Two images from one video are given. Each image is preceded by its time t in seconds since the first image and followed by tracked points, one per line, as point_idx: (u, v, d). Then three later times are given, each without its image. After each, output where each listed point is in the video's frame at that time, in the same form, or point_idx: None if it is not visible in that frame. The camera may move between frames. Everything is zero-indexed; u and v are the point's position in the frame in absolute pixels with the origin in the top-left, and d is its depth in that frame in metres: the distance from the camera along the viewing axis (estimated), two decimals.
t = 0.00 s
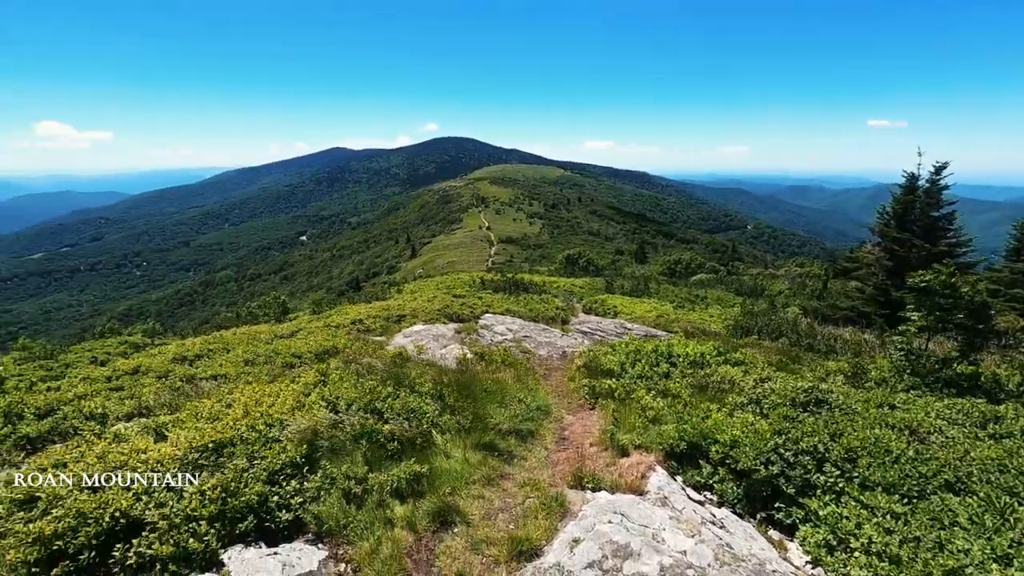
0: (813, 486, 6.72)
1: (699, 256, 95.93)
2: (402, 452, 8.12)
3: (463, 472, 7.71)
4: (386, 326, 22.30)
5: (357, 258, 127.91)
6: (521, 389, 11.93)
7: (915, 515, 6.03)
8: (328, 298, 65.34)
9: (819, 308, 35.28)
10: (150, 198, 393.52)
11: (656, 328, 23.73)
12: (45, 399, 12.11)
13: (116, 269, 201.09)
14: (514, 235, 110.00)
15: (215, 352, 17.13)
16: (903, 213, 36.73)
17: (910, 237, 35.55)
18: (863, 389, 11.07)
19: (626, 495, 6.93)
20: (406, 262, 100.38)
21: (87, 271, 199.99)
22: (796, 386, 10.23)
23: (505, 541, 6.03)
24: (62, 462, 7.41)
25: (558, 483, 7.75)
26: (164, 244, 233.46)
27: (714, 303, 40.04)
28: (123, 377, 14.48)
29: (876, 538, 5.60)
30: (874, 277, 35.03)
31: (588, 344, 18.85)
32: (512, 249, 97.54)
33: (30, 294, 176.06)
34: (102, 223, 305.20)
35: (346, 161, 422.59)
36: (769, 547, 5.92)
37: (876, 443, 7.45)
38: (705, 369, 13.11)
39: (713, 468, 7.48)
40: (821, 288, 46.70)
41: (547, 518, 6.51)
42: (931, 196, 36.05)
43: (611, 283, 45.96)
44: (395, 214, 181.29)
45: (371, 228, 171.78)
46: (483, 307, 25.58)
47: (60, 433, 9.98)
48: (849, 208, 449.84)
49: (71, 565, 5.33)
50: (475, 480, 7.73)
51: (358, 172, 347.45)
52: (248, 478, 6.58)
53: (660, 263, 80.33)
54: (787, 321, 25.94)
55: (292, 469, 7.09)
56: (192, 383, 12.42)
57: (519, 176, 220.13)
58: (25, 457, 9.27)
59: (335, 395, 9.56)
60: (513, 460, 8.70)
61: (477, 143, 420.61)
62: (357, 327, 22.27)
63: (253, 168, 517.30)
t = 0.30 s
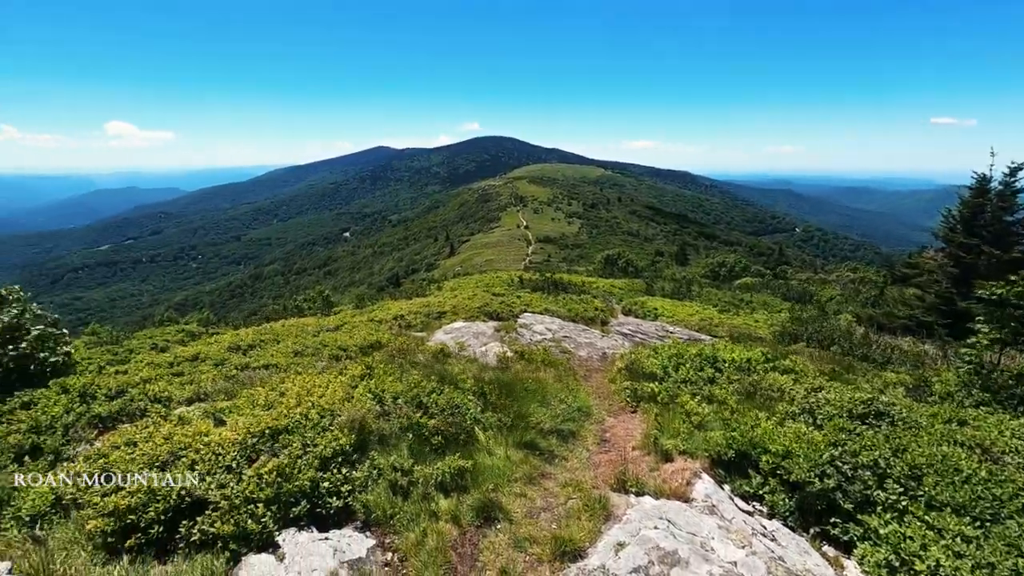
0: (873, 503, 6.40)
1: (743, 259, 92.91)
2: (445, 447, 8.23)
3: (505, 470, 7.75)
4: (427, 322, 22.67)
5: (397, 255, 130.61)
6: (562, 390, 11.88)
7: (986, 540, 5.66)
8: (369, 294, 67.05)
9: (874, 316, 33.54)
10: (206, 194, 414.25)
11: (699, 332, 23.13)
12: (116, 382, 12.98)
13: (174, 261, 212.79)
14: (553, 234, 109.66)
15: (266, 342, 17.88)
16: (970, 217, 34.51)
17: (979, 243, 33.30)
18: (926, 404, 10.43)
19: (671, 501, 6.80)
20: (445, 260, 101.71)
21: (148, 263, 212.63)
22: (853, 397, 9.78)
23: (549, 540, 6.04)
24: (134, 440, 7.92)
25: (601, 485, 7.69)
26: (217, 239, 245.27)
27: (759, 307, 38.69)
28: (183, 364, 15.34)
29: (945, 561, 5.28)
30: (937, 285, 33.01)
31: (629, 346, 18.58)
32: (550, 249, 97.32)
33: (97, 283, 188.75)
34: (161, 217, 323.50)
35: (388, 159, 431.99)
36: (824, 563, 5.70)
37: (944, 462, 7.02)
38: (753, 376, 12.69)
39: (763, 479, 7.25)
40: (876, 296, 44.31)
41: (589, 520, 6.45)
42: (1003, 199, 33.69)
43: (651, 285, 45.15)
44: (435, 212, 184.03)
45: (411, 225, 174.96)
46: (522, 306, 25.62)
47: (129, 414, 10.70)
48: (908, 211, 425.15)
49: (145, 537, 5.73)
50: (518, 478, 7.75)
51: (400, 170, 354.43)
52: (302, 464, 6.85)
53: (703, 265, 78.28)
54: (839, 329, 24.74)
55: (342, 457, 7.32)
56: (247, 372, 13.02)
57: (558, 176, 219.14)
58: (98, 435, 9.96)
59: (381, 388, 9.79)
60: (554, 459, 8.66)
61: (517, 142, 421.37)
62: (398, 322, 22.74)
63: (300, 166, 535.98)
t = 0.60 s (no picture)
0: (949, 527, 5.96)
1: (797, 263, 88.88)
2: (492, 444, 8.28)
3: (551, 471, 7.70)
4: (471, 319, 22.89)
5: (441, 252, 132.69)
6: (608, 392, 11.70)
7: None
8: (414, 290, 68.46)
9: (943, 326, 31.34)
10: (263, 191, 434.51)
11: (750, 337, 22.29)
12: (183, 367, 13.83)
13: (232, 255, 224.28)
14: (596, 234, 108.50)
15: (318, 335, 18.56)
16: None
17: None
18: (1006, 423, 9.61)
19: (723, 511, 6.59)
20: (487, 258, 102.48)
21: (209, 256, 225.12)
22: (924, 413, 9.14)
23: (597, 543, 5.97)
24: (200, 423, 8.42)
25: (650, 491, 7.51)
26: (272, 234, 256.77)
27: (815, 314, 36.86)
28: (243, 353, 16.15)
29: None
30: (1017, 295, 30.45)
31: (676, 349, 18.10)
32: (593, 248, 96.34)
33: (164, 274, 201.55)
34: (222, 213, 341.73)
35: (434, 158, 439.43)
36: None
37: None
38: (810, 386, 12.08)
39: (824, 495, 6.91)
40: (946, 305, 41.35)
41: (637, 526, 6.30)
42: None
43: (698, 287, 43.85)
44: (479, 210, 185.69)
45: (455, 223, 177.27)
46: (566, 306, 25.47)
47: (194, 397, 11.36)
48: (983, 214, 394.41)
49: (211, 515, 6.05)
50: (563, 479, 7.68)
51: (446, 169, 359.70)
52: (355, 454, 7.06)
53: (753, 268, 75.39)
54: (905, 339, 23.21)
55: (393, 448, 7.49)
56: (300, 363, 13.56)
57: (603, 175, 216.26)
58: (168, 416, 10.64)
59: (429, 383, 9.97)
60: (601, 462, 8.53)
61: (562, 142, 418.41)
62: (443, 319, 23.10)
63: (350, 164, 553.01)
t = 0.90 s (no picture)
0: None
1: (851, 267, 84.55)
2: (534, 446, 8.22)
3: (593, 476, 7.58)
4: (510, 319, 22.90)
5: (480, 251, 133.67)
6: (651, 397, 11.42)
7: None
8: (453, 288, 69.26)
9: (1017, 338, 29.05)
10: (310, 190, 450.10)
11: (800, 345, 21.32)
12: (236, 357, 14.50)
13: (281, 250, 233.59)
14: (637, 235, 106.60)
15: (362, 330, 19.02)
16: None
17: None
18: None
19: (774, 527, 6.31)
20: (525, 258, 102.44)
21: (260, 251, 235.24)
22: (1000, 432, 8.47)
23: (641, 554, 5.83)
24: (252, 413, 8.78)
25: (696, 501, 7.29)
26: (318, 231, 265.82)
27: (871, 322, 34.89)
28: (291, 345, 16.76)
29: None
30: None
31: (721, 355, 17.52)
32: (633, 249, 94.72)
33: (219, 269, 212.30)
34: (272, 210, 356.31)
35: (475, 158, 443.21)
36: None
37: None
38: (868, 399, 11.41)
39: (886, 517, 6.51)
40: (1019, 317, 38.35)
41: (683, 537, 6.12)
42: None
43: (744, 291, 42.30)
44: (518, 210, 185.91)
45: (494, 222, 178.19)
46: (606, 308, 25.10)
47: (246, 387, 11.86)
48: None
49: (264, 503, 6.30)
50: (605, 485, 7.55)
51: (486, 168, 362.11)
52: (400, 450, 7.18)
53: (803, 272, 72.19)
54: (973, 352, 21.61)
55: (436, 446, 7.57)
56: (345, 357, 13.93)
57: (645, 175, 212.21)
58: (222, 404, 11.17)
59: (471, 382, 10.04)
60: (644, 468, 8.33)
61: (604, 141, 413.60)
62: (483, 318, 23.22)
63: (393, 163, 565.27)
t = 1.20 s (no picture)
0: None
1: (910, 274, 79.87)
2: (572, 450, 8.13)
3: (632, 483, 7.43)
4: (549, 320, 22.79)
5: (518, 251, 133.88)
6: (694, 404, 11.12)
7: None
8: (490, 287, 69.56)
9: None
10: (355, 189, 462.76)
11: (854, 356, 20.28)
12: (284, 350, 15.06)
13: (325, 247, 241.17)
14: (678, 237, 104.24)
15: (403, 327, 19.37)
16: None
17: None
18: None
19: (826, 546, 6.02)
20: (563, 259, 101.91)
21: (306, 248, 243.72)
22: None
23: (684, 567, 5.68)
24: (299, 404, 9.09)
25: (741, 515, 7.04)
26: (361, 229, 272.90)
27: (931, 333, 32.87)
28: (336, 340, 17.27)
29: None
30: None
31: (768, 364, 16.86)
32: (674, 252, 92.66)
33: (268, 264, 221.41)
34: (318, 208, 368.53)
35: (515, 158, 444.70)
36: None
37: None
38: (931, 416, 10.72)
39: (951, 543, 6.10)
40: None
41: (728, 551, 5.92)
42: None
43: (792, 298, 40.61)
44: (557, 210, 185.13)
45: (533, 223, 178.07)
46: (647, 311, 24.63)
47: (294, 379, 12.32)
48: None
49: (311, 493, 6.52)
50: (645, 493, 7.39)
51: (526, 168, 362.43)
52: (441, 447, 7.27)
53: (855, 279, 68.76)
54: None
55: (476, 445, 7.62)
56: (387, 353, 14.24)
57: (689, 175, 207.18)
58: (271, 394, 11.63)
59: (510, 382, 10.04)
60: (686, 477, 8.10)
61: (646, 142, 406.48)
62: (521, 318, 23.22)
63: (434, 163, 573.85)
